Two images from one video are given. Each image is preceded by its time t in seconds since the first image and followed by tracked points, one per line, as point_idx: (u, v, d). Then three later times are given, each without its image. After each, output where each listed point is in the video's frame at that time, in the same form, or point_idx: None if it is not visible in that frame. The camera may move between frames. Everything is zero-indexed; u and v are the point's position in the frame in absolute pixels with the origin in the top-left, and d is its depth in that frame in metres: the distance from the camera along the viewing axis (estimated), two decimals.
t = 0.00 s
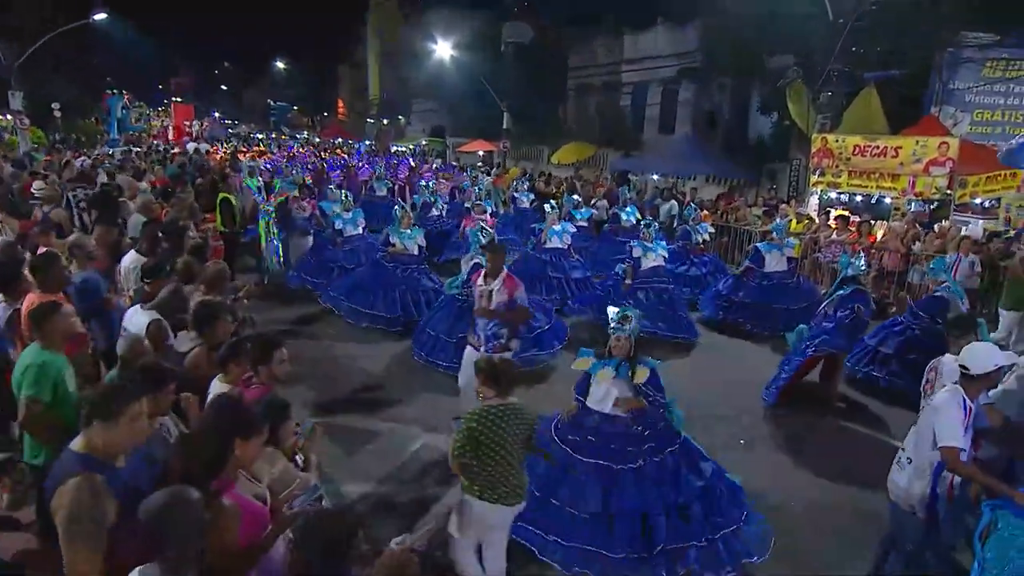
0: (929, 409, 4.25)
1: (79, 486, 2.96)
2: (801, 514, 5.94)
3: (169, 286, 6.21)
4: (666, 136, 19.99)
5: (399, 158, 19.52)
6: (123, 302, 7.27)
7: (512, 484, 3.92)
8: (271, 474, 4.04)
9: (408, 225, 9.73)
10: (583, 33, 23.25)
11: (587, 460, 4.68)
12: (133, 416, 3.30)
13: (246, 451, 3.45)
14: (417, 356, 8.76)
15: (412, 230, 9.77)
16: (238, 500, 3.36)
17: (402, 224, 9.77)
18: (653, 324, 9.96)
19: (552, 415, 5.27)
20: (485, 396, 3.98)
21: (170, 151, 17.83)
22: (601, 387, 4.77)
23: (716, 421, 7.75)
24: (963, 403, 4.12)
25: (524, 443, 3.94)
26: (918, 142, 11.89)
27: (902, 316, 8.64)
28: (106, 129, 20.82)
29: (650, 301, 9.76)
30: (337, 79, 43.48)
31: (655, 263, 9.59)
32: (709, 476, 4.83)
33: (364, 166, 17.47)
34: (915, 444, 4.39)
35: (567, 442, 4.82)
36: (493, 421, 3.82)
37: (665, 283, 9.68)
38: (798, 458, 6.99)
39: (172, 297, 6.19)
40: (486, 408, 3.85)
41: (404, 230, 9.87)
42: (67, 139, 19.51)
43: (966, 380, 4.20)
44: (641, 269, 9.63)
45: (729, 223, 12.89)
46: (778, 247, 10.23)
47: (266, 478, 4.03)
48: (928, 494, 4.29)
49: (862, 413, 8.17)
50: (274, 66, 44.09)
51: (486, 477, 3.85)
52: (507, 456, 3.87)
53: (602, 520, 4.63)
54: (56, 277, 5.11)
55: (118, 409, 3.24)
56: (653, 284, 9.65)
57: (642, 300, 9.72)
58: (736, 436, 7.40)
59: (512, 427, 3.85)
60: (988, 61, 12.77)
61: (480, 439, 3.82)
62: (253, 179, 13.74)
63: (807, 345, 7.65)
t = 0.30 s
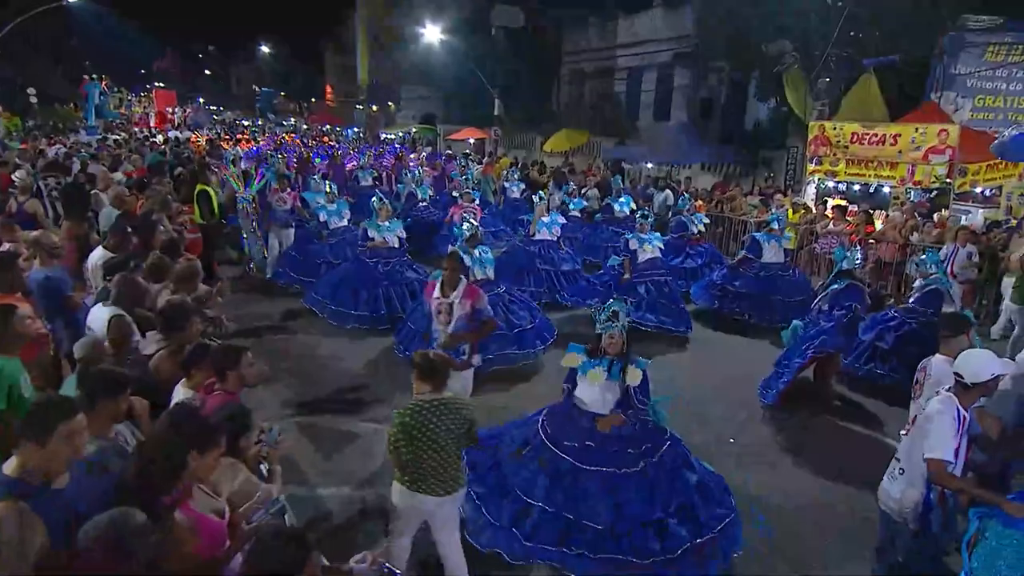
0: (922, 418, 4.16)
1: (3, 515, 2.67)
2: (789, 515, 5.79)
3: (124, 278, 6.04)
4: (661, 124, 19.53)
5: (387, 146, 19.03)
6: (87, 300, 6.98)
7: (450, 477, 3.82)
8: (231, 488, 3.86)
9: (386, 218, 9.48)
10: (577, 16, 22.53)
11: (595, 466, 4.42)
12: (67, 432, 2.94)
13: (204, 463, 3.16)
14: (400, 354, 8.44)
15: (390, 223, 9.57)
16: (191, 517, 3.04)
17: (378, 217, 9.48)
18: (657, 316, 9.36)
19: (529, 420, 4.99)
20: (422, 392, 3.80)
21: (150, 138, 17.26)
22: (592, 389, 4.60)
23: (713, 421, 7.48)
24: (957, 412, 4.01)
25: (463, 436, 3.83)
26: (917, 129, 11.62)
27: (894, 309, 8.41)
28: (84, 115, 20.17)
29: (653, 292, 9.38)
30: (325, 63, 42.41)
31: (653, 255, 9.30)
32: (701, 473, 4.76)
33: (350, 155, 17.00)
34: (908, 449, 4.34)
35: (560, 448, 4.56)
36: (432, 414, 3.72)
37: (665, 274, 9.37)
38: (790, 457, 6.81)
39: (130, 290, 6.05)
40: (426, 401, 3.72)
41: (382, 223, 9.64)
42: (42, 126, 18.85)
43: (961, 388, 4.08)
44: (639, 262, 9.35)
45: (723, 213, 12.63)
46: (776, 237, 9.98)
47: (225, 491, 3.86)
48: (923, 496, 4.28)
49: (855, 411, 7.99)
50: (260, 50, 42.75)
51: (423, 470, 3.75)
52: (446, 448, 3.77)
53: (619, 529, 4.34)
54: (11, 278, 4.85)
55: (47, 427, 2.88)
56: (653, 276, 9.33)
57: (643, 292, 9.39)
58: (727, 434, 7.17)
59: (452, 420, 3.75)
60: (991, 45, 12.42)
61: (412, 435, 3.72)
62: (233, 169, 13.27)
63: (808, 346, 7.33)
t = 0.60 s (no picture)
0: (908, 431, 3.97)
1: None
2: (779, 527, 5.59)
3: (81, 279, 5.90)
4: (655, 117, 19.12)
5: (376, 141, 18.66)
6: (46, 304, 6.64)
7: (381, 463, 3.91)
8: (188, 507, 3.59)
9: (360, 217, 9.42)
10: (569, 6, 21.95)
11: (601, 484, 4.27)
12: None
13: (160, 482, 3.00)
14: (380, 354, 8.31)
15: (365, 223, 9.44)
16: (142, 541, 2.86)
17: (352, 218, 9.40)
18: (655, 325, 9.25)
19: (517, 446, 4.74)
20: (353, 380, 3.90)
21: (131, 132, 16.85)
22: (576, 400, 4.46)
23: (704, 427, 7.29)
24: (943, 424, 3.82)
25: (397, 424, 3.94)
26: (912, 124, 11.33)
27: (886, 312, 8.19)
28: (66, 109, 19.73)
29: (647, 298, 9.29)
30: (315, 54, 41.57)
31: (642, 256, 9.13)
32: (682, 479, 4.77)
33: (337, 150, 16.61)
34: (896, 463, 4.15)
35: (562, 470, 4.33)
36: (366, 400, 3.81)
37: (657, 275, 9.31)
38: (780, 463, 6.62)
39: (87, 291, 5.93)
40: (361, 388, 3.83)
41: (357, 224, 9.48)
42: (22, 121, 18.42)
43: (945, 400, 3.87)
44: (628, 263, 9.19)
45: (716, 209, 12.37)
46: (770, 235, 9.70)
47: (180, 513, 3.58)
48: (913, 512, 4.08)
49: (845, 414, 7.81)
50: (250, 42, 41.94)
51: (354, 456, 3.84)
52: (378, 435, 3.87)
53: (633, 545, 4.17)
54: None
55: None
56: (644, 278, 9.20)
57: (637, 301, 9.25)
58: (716, 441, 6.97)
59: (386, 407, 3.85)
60: (989, 37, 12.17)
61: (339, 422, 3.80)
62: (214, 167, 12.96)
63: (803, 352, 7.16)
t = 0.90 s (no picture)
0: (893, 448, 3.77)
1: None
2: (770, 542, 5.34)
3: (38, 290, 5.63)
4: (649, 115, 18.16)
5: (364, 140, 18.26)
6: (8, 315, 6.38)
7: (329, 462, 3.95)
8: (138, 535, 3.25)
9: (341, 221, 8.97)
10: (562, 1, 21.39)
11: (605, 502, 4.09)
12: None
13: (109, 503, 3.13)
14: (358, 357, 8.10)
15: (348, 227, 9.03)
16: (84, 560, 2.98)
17: (333, 222, 8.98)
18: (644, 335, 8.79)
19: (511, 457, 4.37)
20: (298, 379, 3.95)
21: (111, 131, 16.42)
22: (567, 421, 4.24)
23: (694, 438, 6.97)
24: (930, 441, 3.63)
25: (342, 423, 3.96)
26: (908, 122, 11.11)
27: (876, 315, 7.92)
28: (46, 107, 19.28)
29: (636, 303, 8.88)
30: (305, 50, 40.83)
31: (628, 259, 8.86)
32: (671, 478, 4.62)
33: (322, 150, 16.19)
34: (882, 479, 3.96)
35: (569, 492, 4.11)
36: (313, 400, 3.86)
37: (644, 278, 8.98)
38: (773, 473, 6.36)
39: (46, 302, 5.66)
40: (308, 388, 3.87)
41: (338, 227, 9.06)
42: None
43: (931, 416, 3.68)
44: (614, 268, 8.84)
45: (709, 210, 12.06)
46: (762, 236, 9.39)
47: (131, 540, 3.23)
48: (898, 532, 3.90)
49: (841, 423, 7.54)
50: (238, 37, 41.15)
51: (300, 455, 3.88)
52: (324, 434, 3.91)
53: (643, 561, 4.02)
54: None
55: None
56: (632, 282, 8.86)
57: (625, 308, 8.81)
58: (705, 452, 6.70)
59: (332, 407, 3.90)
60: (987, 34, 11.92)
61: (283, 420, 3.84)
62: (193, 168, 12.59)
63: (797, 360, 6.95)
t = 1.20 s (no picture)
0: (878, 466, 3.54)
1: None
2: (765, 558, 5.06)
3: None
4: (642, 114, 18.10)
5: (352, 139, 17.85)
6: None
7: (280, 455, 3.91)
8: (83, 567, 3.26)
9: (330, 224, 8.46)
10: None
11: (596, 508, 3.84)
12: None
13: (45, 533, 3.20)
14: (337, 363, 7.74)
15: (337, 229, 8.47)
16: None
17: (322, 224, 8.45)
18: (629, 343, 8.50)
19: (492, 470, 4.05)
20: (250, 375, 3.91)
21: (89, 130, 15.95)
22: (556, 430, 3.92)
23: (682, 447, 6.67)
24: (917, 460, 3.40)
25: (295, 415, 3.93)
26: (906, 121, 10.83)
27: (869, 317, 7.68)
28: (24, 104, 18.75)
29: (621, 309, 8.56)
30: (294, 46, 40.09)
31: (614, 264, 8.54)
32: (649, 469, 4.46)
33: (308, 148, 15.78)
34: (866, 498, 3.66)
35: (564, 501, 3.82)
36: (267, 393, 3.83)
37: (631, 283, 8.67)
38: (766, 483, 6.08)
39: None
40: (263, 381, 3.84)
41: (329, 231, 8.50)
42: None
43: (920, 434, 3.47)
44: (599, 273, 8.52)
45: (703, 211, 11.75)
46: (750, 238, 9.11)
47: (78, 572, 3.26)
48: (882, 554, 3.65)
49: (836, 431, 7.27)
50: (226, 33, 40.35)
51: (249, 446, 3.84)
52: (276, 427, 3.86)
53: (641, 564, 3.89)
54: None
55: None
56: (616, 287, 8.55)
57: (609, 314, 8.49)
58: (695, 461, 6.41)
59: (286, 400, 3.87)
60: (988, 30, 11.62)
61: (233, 414, 3.81)
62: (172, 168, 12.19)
63: (791, 369, 6.71)
